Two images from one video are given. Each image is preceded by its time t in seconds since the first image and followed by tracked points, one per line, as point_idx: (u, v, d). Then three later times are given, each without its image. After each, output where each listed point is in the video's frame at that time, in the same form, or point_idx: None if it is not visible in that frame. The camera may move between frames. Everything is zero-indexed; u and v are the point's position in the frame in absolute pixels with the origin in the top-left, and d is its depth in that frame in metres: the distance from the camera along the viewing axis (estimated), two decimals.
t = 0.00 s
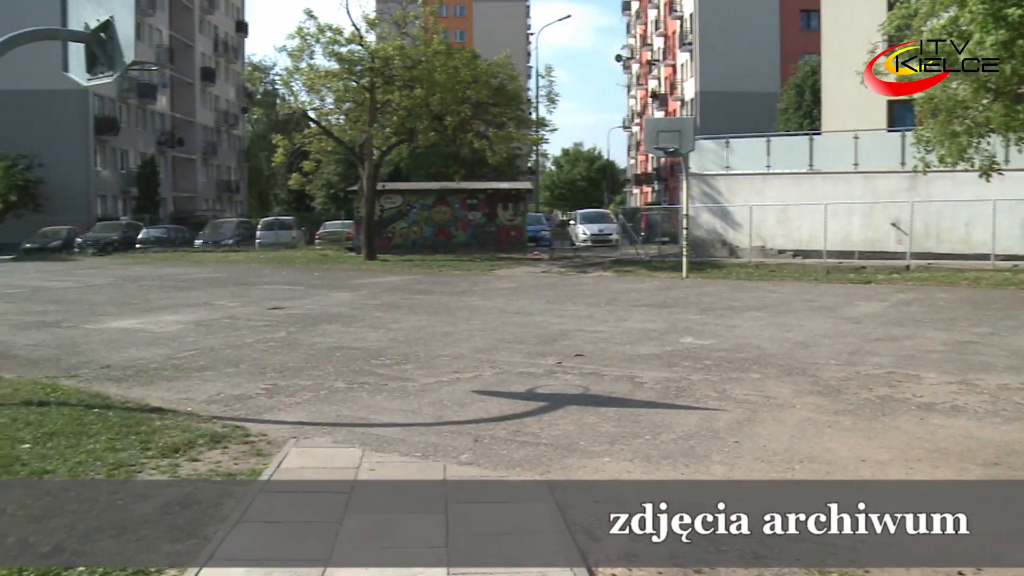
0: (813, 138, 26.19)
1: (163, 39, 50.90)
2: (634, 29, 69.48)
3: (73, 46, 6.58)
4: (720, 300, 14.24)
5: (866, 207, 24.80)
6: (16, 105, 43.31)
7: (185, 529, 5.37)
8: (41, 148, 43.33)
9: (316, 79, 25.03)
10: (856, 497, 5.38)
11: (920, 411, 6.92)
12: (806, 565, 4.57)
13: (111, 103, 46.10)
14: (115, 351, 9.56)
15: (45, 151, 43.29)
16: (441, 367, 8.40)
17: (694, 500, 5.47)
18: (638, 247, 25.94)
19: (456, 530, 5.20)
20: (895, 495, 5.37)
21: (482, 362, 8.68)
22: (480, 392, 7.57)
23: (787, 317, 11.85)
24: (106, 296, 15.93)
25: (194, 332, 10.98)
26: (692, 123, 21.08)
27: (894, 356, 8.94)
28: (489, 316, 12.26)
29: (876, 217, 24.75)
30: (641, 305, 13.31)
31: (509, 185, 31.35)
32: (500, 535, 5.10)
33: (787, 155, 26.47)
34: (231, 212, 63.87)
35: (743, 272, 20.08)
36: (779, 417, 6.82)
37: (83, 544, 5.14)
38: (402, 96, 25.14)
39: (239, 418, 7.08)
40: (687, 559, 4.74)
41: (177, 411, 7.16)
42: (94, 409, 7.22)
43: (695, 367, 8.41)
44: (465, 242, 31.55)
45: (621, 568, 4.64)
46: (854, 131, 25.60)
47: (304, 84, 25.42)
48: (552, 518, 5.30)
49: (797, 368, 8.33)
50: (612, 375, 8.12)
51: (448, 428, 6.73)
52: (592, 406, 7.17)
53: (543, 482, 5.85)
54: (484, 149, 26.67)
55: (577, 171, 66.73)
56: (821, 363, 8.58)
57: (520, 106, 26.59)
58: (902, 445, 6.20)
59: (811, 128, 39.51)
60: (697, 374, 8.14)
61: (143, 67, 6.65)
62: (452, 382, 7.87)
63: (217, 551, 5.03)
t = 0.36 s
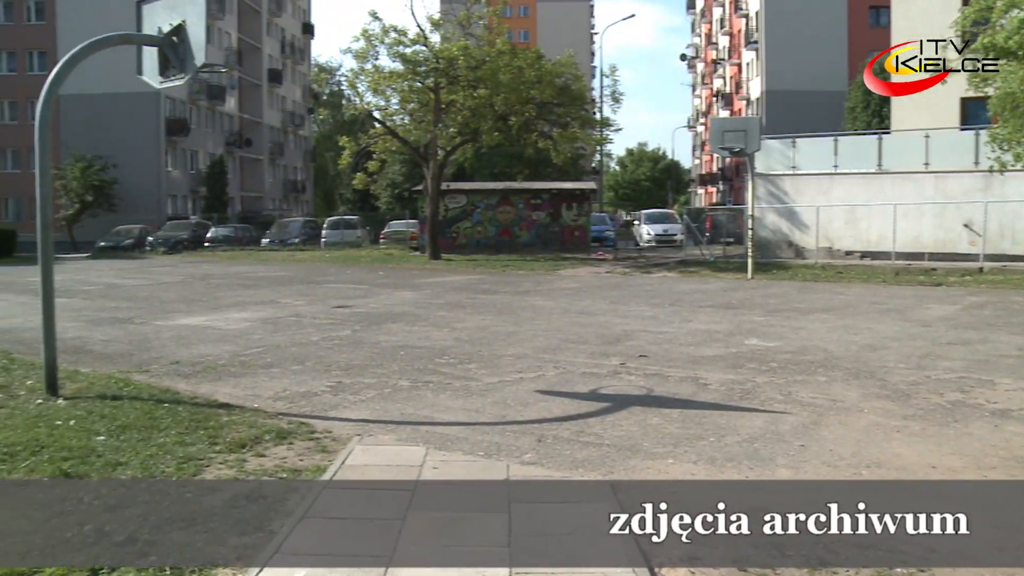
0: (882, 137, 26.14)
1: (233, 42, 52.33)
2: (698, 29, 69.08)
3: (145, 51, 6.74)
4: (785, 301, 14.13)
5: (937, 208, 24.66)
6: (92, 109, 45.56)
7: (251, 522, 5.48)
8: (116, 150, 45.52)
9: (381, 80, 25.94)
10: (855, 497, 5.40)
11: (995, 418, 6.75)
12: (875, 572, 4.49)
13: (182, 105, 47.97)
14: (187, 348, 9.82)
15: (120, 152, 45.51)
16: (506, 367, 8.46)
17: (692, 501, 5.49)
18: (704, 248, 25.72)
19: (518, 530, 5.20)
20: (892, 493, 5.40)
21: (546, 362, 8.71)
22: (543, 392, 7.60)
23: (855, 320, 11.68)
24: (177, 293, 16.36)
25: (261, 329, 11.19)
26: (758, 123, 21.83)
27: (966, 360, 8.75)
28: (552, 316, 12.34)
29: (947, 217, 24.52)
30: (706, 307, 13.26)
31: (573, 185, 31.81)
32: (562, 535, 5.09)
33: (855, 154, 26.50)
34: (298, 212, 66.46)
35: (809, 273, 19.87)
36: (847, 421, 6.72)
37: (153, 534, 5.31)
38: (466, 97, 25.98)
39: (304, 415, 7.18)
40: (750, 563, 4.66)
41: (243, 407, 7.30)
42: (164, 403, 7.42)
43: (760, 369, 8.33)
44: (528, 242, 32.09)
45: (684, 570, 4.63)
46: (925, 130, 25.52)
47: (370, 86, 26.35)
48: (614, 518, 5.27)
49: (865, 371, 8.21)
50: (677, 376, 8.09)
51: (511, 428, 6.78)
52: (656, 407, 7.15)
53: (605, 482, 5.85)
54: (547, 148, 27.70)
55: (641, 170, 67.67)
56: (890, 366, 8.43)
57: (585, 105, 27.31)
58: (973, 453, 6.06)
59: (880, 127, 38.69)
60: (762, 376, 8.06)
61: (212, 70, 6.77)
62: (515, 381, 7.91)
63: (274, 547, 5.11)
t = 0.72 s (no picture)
0: (959, 135, 25.92)
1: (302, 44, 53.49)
2: (768, 26, 68.40)
3: (218, 54, 6.84)
4: (855, 303, 13.94)
5: (1016, 208, 24.05)
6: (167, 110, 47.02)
7: (320, 518, 5.55)
8: (190, 150, 47.11)
9: (449, 81, 26.96)
10: (857, 497, 5.44)
11: None
12: None
13: (254, 105, 49.46)
14: (259, 345, 10.03)
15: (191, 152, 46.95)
16: (573, 367, 8.51)
17: (695, 501, 5.53)
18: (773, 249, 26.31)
19: (584, 530, 5.19)
20: (895, 494, 5.44)
21: (613, 362, 8.74)
22: (610, 392, 7.62)
23: (928, 323, 11.46)
24: (249, 290, 16.79)
25: (330, 327, 11.39)
26: (829, 123, 21.63)
27: None
28: (620, 317, 12.41)
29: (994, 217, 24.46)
30: (774, 308, 13.16)
31: (640, 185, 32.86)
32: (628, 536, 5.06)
33: (929, 154, 26.32)
34: (366, 212, 67.27)
35: (880, 275, 19.59)
36: (920, 427, 6.59)
37: (224, 526, 5.41)
38: (533, 96, 26.86)
39: (372, 413, 7.28)
40: (819, 569, 4.58)
41: (311, 404, 7.43)
42: (234, 399, 7.59)
43: (830, 372, 8.22)
44: (596, 242, 33.04)
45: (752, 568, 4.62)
46: (1005, 128, 25.20)
47: (439, 87, 27.34)
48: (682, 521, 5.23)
49: (940, 376, 8.04)
50: (745, 378, 8.04)
51: (577, 428, 6.81)
52: (724, 409, 7.11)
53: (671, 485, 5.81)
54: (615, 147, 28.61)
55: (709, 171, 72.61)
56: (966, 372, 8.24)
57: (651, 105, 28.06)
58: None
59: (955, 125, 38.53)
60: (832, 379, 7.95)
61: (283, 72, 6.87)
62: (582, 381, 7.95)
63: (335, 544, 5.17)
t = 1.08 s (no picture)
0: None
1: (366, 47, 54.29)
2: (836, 25, 67.48)
3: (286, 55, 6.90)
4: (924, 306, 13.72)
5: None
6: (235, 111, 48.69)
7: (382, 514, 5.59)
8: (257, 150, 48.62)
9: (512, 81, 27.29)
10: (856, 497, 5.49)
11: None
12: None
13: (319, 107, 50.66)
14: (325, 343, 10.20)
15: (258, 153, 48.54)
16: (635, 367, 8.54)
17: (695, 501, 5.58)
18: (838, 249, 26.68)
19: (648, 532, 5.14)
20: (896, 494, 5.47)
21: (675, 364, 8.75)
22: (672, 394, 7.64)
23: (1001, 327, 11.21)
24: (314, 288, 17.14)
25: (393, 325, 11.56)
26: (897, 122, 21.45)
27: None
28: (684, 318, 12.44)
29: None
30: (840, 310, 13.04)
31: (704, 186, 33.02)
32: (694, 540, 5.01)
33: (1001, 153, 26.22)
34: (430, 212, 67.88)
35: (951, 277, 19.21)
36: (993, 433, 6.43)
37: (289, 521, 5.48)
38: (596, 96, 27.12)
39: (435, 412, 7.34)
40: None
41: (374, 402, 7.53)
42: (299, 397, 7.72)
43: (897, 376, 8.10)
44: (659, 242, 33.33)
45: (812, 567, 4.62)
46: None
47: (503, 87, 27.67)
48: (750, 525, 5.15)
49: (1012, 381, 7.85)
50: (809, 381, 7.96)
51: (641, 429, 6.82)
52: (788, 413, 7.06)
53: (737, 488, 5.75)
54: (679, 148, 28.79)
55: (773, 173, 74.29)
56: None
57: (715, 104, 28.41)
58: None
59: None
60: (899, 384, 7.82)
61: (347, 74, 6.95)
62: (644, 382, 7.97)
63: (395, 542, 5.17)
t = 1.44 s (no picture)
0: None
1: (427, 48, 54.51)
2: (903, 21, 65.97)
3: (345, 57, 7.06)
4: (997, 309, 13.39)
5: None
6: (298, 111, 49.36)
7: (443, 512, 5.62)
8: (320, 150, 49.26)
9: (574, 81, 27.67)
10: (856, 499, 5.55)
11: None
12: None
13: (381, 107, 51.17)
14: (388, 343, 10.37)
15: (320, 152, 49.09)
16: (696, 369, 8.55)
17: (696, 502, 5.62)
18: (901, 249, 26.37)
19: (704, 535, 5.11)
20: (893, 496, 5.53)
21: (737, 365, 8.74)
22: (735, 396, 7.64)
23: None
24: (376, 286, 17.45)
25: (454, 325, 11.70)
26: (967, 121, 20.99)
27: None
28: (746, 319, 12.40)
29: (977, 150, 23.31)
30: (907, 313, 12.82)
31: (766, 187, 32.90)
32: (754, 543, 4.97)
33: None
34: (490, 211, 67.95)
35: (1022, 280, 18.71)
36: None
37: (350, 517, 5.53)
38: (658, 96, 27.21)
39: (495, 413, 7.39)
40: None
41: (435, 401, 7.62)
42: (361, 395, 7.83)
43: (968, 381, 7.94)
44: (720, 243, 33.24)
45: (875, 568, 4.61)
46: None
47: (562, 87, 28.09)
48: (811, 530, 5.10)
49: None
50: (874, 385, 7.86)
51: (702, 431, 6.83)
52: (853, 416, 6.99)
53: (797, 491, 5.70)
54: (741, 147, 28.67)
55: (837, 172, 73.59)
56: None
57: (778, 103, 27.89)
58: None
59: None
60: (969, 389, 7.66)
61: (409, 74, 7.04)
62: (705, 385, 7.99)
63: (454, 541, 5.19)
